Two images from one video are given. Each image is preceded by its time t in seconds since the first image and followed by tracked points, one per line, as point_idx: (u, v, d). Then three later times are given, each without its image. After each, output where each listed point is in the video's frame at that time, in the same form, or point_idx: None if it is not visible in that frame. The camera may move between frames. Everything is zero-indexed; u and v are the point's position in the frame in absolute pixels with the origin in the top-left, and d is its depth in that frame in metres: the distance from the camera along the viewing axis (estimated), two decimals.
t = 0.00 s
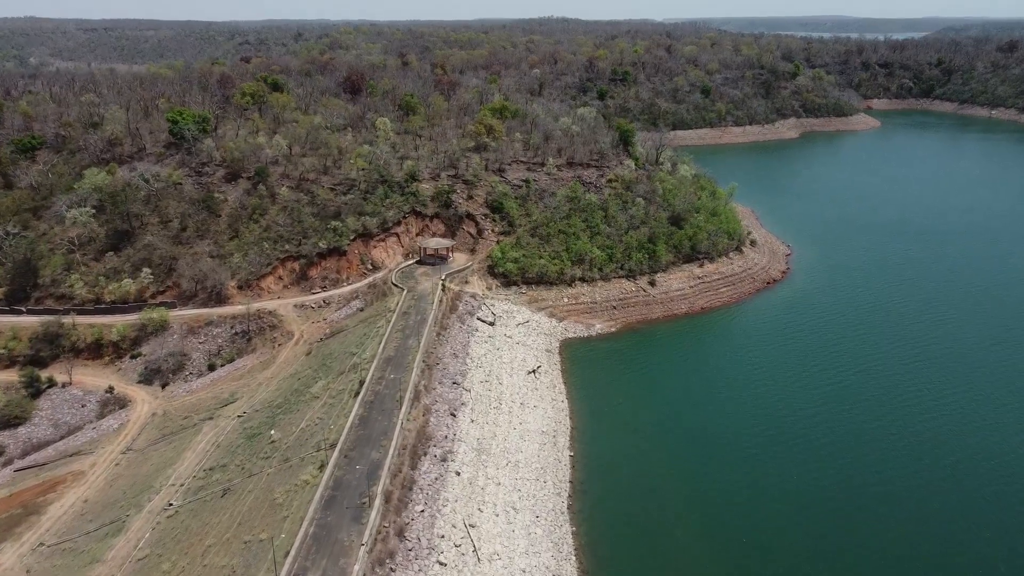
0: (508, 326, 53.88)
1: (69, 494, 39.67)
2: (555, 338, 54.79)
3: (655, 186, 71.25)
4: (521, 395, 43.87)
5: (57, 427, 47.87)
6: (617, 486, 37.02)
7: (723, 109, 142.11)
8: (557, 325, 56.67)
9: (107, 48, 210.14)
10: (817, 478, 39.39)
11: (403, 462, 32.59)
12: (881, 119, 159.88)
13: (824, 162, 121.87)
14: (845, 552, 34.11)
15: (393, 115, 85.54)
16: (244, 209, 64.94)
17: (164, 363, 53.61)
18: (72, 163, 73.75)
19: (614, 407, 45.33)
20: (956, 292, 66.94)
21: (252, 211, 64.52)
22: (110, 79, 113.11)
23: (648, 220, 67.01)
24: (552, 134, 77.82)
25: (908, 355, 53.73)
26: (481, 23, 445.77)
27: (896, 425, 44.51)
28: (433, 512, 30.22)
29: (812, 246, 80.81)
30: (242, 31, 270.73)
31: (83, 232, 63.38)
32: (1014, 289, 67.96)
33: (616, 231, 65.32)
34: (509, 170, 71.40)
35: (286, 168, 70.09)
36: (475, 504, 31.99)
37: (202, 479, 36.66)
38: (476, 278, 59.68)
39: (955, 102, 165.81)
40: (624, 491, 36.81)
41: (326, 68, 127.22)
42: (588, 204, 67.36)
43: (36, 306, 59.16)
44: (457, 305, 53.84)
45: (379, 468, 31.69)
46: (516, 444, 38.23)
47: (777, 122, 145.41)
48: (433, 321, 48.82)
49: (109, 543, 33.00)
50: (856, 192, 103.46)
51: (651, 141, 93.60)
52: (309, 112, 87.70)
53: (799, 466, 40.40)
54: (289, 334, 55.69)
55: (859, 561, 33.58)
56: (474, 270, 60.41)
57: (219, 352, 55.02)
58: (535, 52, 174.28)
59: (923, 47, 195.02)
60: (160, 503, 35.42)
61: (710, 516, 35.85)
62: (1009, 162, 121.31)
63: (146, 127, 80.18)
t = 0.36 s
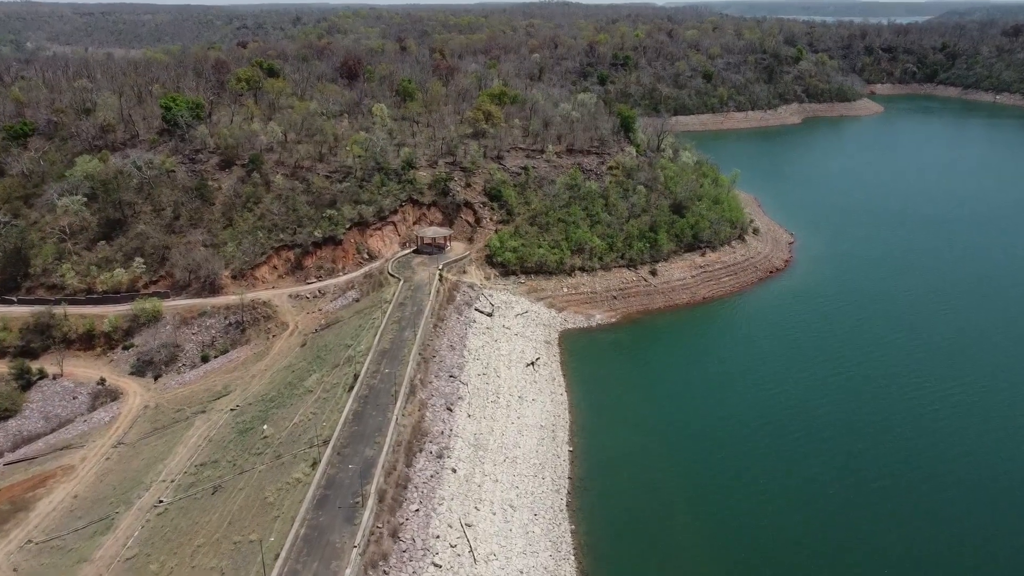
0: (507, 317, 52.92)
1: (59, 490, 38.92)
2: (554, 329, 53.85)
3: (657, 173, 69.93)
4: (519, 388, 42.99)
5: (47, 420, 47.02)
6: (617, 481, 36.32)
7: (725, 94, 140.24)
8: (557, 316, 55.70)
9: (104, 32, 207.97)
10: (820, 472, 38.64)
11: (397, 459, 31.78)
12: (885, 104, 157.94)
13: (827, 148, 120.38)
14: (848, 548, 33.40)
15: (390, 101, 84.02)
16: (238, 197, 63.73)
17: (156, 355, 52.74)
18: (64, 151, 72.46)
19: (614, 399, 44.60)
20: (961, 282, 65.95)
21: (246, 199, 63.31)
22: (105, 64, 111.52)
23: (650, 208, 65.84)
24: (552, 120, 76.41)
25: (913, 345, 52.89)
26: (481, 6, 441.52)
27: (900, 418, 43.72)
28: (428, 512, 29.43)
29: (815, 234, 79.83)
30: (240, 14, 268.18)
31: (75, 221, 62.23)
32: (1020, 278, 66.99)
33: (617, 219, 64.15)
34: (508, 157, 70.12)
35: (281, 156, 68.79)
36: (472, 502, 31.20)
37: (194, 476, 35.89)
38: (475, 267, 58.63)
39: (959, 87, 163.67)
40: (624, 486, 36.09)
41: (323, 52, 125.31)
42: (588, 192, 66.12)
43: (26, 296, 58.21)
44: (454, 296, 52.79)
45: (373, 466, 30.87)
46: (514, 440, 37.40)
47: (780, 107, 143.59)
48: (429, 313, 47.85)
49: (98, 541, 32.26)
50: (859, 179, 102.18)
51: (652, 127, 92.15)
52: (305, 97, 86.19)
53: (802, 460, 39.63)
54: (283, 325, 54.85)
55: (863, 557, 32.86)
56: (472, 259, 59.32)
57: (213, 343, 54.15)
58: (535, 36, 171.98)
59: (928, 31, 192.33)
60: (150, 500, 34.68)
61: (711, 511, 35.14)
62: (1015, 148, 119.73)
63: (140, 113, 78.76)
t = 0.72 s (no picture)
0: (505, 303, 51.89)
1: (48, 480, 38.24)
2: (553, 315, 52.83)
3: (658, 155, 68.36)
4: (517, 376, 42.12)
5: (38, 408, 46.26)
6: (616, 471, 35.71)
7: (727, 73, 137.91)
8: (556, 301, 54.65)
9: (98, 9, 204.56)
10: (822, 461, 37.96)
11: (391, 452, 31.01)
12: (889, 83, 155.48)
13: (830, 128, 118.55)
14: (851, 538, 32.76)
15: (387, 80, 82.13)
16: (231, 179, 62.35)
17: (148, 341, 51.74)
18: (55, 132, 70.92)
19: (614, 387, 43.93)
20: (965, 265, 64.89)
21: (239, 181, 61.93)
22: (98, 42, 109.24)
23: (651, 190, 64.44)
24: (552, 101, 74.72)
25: (916, 331, 52.04)
26: None
27: (903, 405, 42.95)
28: (423, 507, 28.69)
29: (817, 217, 78.67)
30: None
31: (65, 204, 60.95)
32: None
33: (617, 202, 62.81)
34: (507, 139, 68.61)
35: (275, 137, 67.23)
36: (468, 496, 30.45)
37: (185, 467, 35.16)
38: (472, 251, 57.44)
39: (964, 65, 161.10)
40: (623, 476, 35.48)
41: (320, 30, 122.87)
42: (588, 174, 64.68)
43: (17, 280, 57.21)
44: (451, 281, 51.68)
45: (367, 459, 30.08)
46: (511, 430, 36.61)
47: (783, 87, 141.31)
48: (426, 299, 46.83)
49: (86, 534, 31.57)
50: (863, 160, 100.64)
51: (653, 107, 90.41)
52: (300, 77, 84.28)
53: (804, 449, 38.93)
54: (277, 311, 53.77)
55: (866, 548, 32.23)
56: (469, 243, 58.07)
57: (206, 330, 53.13)
58: (535, 13, 168.87)
59: (933, 9, 188.95)
60: (140, 492, 33.99)
61: (711, 502, 34.53)
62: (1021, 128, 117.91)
63: (132, 93, 77.03)
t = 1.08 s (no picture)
0: (503, 289, 50.78)
1: (38, 471, 37.49)
2: (553, 301, 51.75)
3: (660, 136, 66.69)
4: (515, 365, 41.25)
5: (29, 396, 45.42)
6: (615, 461, 35.01)
7: (730, 52, 135.49)
8: (555, 287, 53.53)
9: None
10: (825, 451, 37.20)
11: (386, 445, 30.22)
12: (893, 63, 153.01)
13: (833, 109, 116.65)
14: (854, 530, 32.11)
15: (383, 60, 80.17)
16: (224, 162, 60.90)
17: (140, 328, 50.60)
18: (45, 112, 69.32)
19: (613, 375, 43.15)
20: (971, 249, 63.77)
21: (232, 164, 60.55)
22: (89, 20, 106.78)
23: (652, 172, 62.97)
24: (552, 81, 72.96)
25: (921, 316, 51.08)
26: None
27: (908, 393, 42.11)
28: (417, 502, 27.96)
29: (820, 199, 77.42)
30: None
31: (55, 186, 59.61)
32: None
33: (618, 184, 61.43)
34: (506, 120, 66.97)
35: (269, 118, 65.55)
36: (464, 490, 29.74)
37: (176, 458, 34.42)
38: (470, 236, 55.97)
39: (969, 44, 158.42)
40: (622, 467, 34.77)
41: (315, 8, 120.17)
42: (588, 156, 63.18)
43: (7, 265, 56.03)
44: (448, 267, 50.45)
45: (360, 453, 29.33)
46: (509, 421, 35.80)
47: (786, 66, 138.98)
48: (422, 285, 45.71)
49: (74, 529, 30.85)
50: (867, 141, 99.06)
51: (655, 87, 88.63)
52: (295, 56, 82.32)
53: (807, 438, 38.16)
54: (272, 297, 52.49)
55: (870, 540, 31.55)
56: (467, 227, 56.54)
57: (199, 316, 52.01)
58: None
59: None
60: (129, 484, 33.31)
61: (713, 493, 33.85)
62: None
63: (124, 73, 75.24)
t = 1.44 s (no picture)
0: (502, 279, 49.61)
1: (26, 466, 36.71)
2: (552, 290, 50.64)
3: (662, 121, 65.14)
4: (513, 357, 40.35)
5: (19, 387, 44.44)
6: (615, 457, 34.25)
7: (733, 34, 133.13)
8: (554, 276, 52.33)
9: None
10: (829, 443, 36.37)
11: (380, 443, 29.48)
12: (897, 45, 150.67)
13: (837, 92, 114.88)
14: (860, 524, 31.42)
15: (380, 42, 78.29)
16: (217, 147, 59.39)
17: (132, 318, 49.40)
18: (36, 97, 67.80)
19: (612, 367, 42.32)
20: (976, 235, 62.74)
21: (225, 150, 59.10)
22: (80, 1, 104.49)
23: (654, 158, 61.55)
24: (551, 64, 71.25)
25: (926, 305, 50.13)
26: None
27: (913, 383, 41.26)
28: (412, 502, 27.26)
29: (824, 185, 76.15)
30: None
31: (44, 173, 58.24)
32: None
33: (619, 171, 60.06)
34: (504, 105, 65.38)
35: (263, 103, 63.91)
36: (460, 489, 29.02)
37: (165, 455, 33.64)
38: (468, 223, 54.47)
39: (974, 26, 155.94)
40: (622, 462, 34.03)
41: None
42: (588, 141, 61.73)
43: None
44: (445, 256, 49.27)
45: (353, 451, 28.58)
46: (507, 416, 34.99)
47: (789, 48, 136.74)
48: (419, 275, 44.59)
49: (61, 527, 30.12)
50: (871, 125, 97.51)
51: (656, 69, 86.88)
52: (289, 38, 80.46)
53: (811, 431, 37.33)
54: (266, 287, 50.97)
55: (875, 536, 30.76)
56: (465, 215, 55.01)
57: (192, 306, 50.65)
58: None
59: None
60: (118, 481, 32.58)
61: (714, 488, 33.12)
62: None
63: (115, 56, 73.47)
